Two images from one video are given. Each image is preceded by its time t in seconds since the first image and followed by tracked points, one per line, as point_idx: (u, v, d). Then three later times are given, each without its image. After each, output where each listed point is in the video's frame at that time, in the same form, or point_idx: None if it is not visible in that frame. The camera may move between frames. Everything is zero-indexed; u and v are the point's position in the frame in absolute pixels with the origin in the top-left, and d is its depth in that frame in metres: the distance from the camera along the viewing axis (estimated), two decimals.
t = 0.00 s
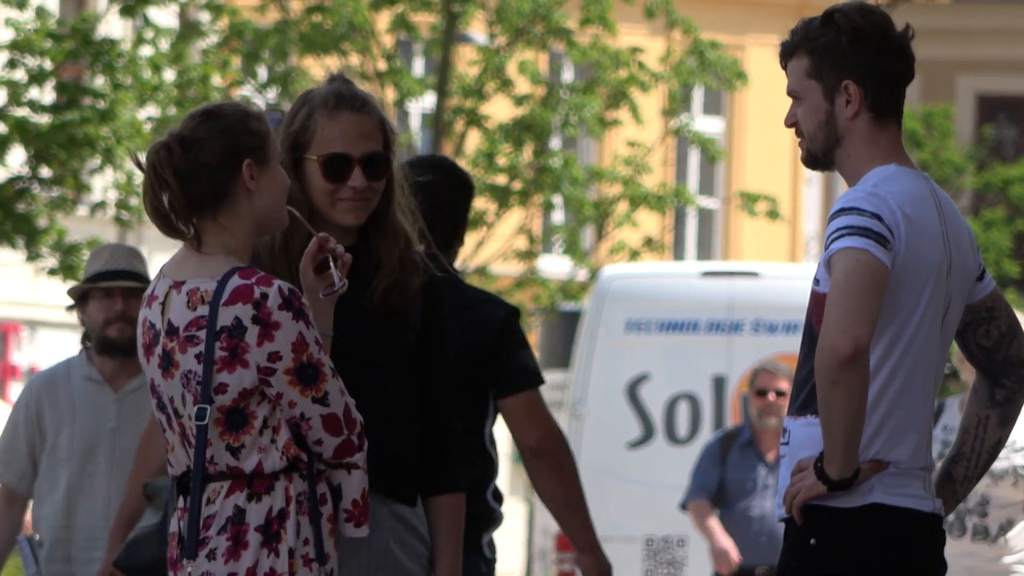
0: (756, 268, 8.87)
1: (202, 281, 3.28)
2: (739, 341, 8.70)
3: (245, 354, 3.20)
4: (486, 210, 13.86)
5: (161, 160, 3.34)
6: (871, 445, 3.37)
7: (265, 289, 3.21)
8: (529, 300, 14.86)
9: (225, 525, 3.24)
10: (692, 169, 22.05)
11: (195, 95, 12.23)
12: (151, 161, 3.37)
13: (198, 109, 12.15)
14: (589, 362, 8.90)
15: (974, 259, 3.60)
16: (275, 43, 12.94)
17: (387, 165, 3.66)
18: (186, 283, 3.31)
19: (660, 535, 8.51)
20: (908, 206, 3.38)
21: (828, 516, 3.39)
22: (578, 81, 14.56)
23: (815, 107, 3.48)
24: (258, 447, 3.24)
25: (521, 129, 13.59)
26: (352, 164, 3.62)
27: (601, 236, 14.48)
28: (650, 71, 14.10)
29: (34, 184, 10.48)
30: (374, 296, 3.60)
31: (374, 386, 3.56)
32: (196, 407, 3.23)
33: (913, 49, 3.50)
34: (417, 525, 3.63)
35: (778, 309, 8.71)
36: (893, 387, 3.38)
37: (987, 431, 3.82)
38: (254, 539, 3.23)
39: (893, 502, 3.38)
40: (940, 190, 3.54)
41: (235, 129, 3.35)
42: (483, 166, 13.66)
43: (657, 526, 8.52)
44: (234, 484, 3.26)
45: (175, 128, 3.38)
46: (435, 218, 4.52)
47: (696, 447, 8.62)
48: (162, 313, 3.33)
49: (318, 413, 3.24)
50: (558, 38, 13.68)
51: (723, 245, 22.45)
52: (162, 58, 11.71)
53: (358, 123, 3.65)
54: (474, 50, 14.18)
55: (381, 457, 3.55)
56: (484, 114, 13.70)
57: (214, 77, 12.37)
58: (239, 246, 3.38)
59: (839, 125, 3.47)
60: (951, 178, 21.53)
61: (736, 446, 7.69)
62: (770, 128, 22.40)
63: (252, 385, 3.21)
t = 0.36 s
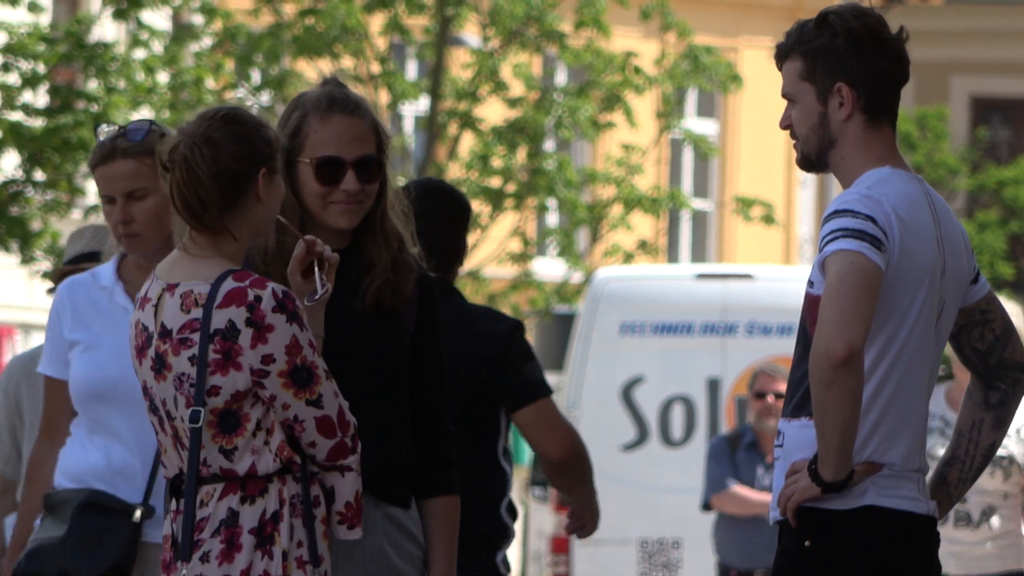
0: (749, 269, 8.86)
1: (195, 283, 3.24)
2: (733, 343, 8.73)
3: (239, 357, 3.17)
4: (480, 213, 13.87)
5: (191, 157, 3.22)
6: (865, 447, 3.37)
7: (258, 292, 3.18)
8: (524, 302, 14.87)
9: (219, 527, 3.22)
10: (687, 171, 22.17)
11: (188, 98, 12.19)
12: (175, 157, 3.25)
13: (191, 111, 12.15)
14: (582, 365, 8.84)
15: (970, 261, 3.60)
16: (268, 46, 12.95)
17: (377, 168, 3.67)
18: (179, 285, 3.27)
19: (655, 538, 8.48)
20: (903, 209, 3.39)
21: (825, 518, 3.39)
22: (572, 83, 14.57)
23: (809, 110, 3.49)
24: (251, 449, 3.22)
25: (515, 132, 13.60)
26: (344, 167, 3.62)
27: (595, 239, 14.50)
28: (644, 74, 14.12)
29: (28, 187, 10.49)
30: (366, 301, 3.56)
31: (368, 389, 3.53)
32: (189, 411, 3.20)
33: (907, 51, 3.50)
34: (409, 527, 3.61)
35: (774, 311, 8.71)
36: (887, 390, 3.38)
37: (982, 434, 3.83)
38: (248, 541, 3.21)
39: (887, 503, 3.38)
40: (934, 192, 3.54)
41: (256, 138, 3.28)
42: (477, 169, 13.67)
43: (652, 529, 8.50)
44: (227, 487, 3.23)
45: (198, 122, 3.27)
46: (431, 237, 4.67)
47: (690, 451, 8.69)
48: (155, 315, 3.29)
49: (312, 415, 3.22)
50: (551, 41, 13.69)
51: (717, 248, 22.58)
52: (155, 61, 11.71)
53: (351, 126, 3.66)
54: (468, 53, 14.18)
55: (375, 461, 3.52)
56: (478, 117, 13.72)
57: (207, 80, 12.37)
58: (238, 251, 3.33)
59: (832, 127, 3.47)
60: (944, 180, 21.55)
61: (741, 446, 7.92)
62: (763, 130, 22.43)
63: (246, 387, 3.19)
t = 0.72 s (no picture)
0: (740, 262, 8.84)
1: (185, 276, 3.21)
2: (724, 336, 8.76)
3: (229, 351, 3.15)
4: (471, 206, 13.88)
5: (206, 154, 3.19)
6: (857, 441, 3.38)
7: (248, 285, 3.16)
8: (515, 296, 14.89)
9: (210, 521, 3.19)
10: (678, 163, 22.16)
11: (180, 90, 12.17)
12: (188, 150, 3.21)
13: (183, 103, 12.14)
14: (574, 358, 8.89)
15: (962, 254, 3.61)
16: (260, 39, 12.94)
17: (367, 163, 3.66)
18: (169, 278, 3.23)
19: (646, 532, 8.52)
20: (894, 202, 3.39)
21: (816, 512, 3.40)
22: (563, 77, 14.56)
23: (799, 103, 3.49)
24: (243, 443, 3.20)
25: (506, 126, 13.61)
26: (335, 159, 3.62)
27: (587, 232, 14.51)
28: (636, 67, 14.10)
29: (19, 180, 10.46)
30: (356, 295, 3.56)
31: (360, 382, 3.53)
32: (179, 404, 3.18)
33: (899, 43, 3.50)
34: (402, 521, 3.59)
35: (765, 304, 8.72)
36: (879, 383, 3.38)
37: (974, 428, 3.83)
38: (239, 535, 3.18)
39: (880, 497, 3.38)
40: (926, 185, 3.54)
41: (264, 138, 3.25)
42: (468, 162, 13.67)
43: (643, 523, 8.53)
44: (218, 480, 3.20)
45: (205, 115, 3.23)
46: (443, 234, 4.66)
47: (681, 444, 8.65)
48: (144, 309, 3.26)
49: (302, 409, 3.20)
50: (543, 34, 13.67)
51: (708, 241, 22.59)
52: (147, 54, 11.70)
53: (344, 120, 3.66)
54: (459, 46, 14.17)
55: (366, 454, 3.51)
56: (469, 110, 13.73)
57: (199, 72, 12.37)
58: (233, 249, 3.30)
59: (823, 121, 3.48)
60: (936, 173, 21.58)
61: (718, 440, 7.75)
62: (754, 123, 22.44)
63: (236, 381, 3.17)
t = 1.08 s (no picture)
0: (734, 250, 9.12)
1: (179, 265, 3.15)
2: (717, 325, 9.02)
3: (222, 340, 3.10)
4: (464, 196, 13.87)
5: (208, 143, 3.16)
6: (851, 430, 3.39)
7: (242, 274, 3.11)
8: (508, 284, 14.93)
9: (202, 510, 3.13)
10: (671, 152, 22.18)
11: (174, 79, 12.16)
12: (189, 140, 3.17)
13: (176, 92, 12.14)
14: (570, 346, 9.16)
15: (956, 243, 3.63)
16: (253, 28, 12.93)
17: (360, 151, 3.65)
18: (162, 266, 3.17)
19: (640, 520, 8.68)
20: (888, 191, 3.40)
21: (808, 500, 3.41)
22: (557, 65, 14.57)
23: (793, 92, 3.50)
24: (237, 432, 3.13)
25: (499, 115, 13.63)
26: (327, 148, 3.61)
27: (580, 220, 14.53)
28: (629, 56, 14.11)
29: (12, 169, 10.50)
30: (348, 283, 3.55)
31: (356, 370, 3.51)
32: (172, 392, 3.13)
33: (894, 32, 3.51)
34: (395, 509, 3.59)
35: (757, 294, 8.98)
36: (873, 372, 3.40)
37: (968, 416, 3.85)
38: (231, 524, 3.12)
39: (874, 485, 3.40)
40: (919, 173, 3.56)
41: (262, 128, 3.22)
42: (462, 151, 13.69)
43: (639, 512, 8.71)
44: (210, 469, 3.14)
45: (206, 105, 3.20)
46: (473, 213, 4.69)
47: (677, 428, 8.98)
48: (137, 296, 3.18)
49: (295, 398, 3.14)
50: (537, 23, 13.66)
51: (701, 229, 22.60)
52: (141, 43, 11.68)
53: (335, 107, 3.65)
54: (453, 34, 14.17)
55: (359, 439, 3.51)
56: (462, 98, 13.74)
57: (192, 62, 12.35)
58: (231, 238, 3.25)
59: (818, 110, 3.48)
60: (929, 161, 21.60)
61: (678, 426, 7.85)
62: (746, 112, 22.47)
63: (229, 370, 3.11)
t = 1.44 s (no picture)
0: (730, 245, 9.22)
1: (175, 259, 3.14)
2: (713, 318, 9.18)
3: (219, 334, 3.08)
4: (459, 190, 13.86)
5: (211, 138, 3.12)
6: (848, 423, 3.39)
7: (239, 270, 3.09)
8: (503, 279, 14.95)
9: (198, 504, 3.11)
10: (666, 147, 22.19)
11: (170, 75, 12.15)
12: (191, 135, 3.13)
13: (172, 87, 12.14)
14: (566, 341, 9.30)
15: (952, 237, 3.63)
16: (249, 22, 12.93)
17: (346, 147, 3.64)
18: (159, 260, 3.15)
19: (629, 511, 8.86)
20: (884, 185, 3.40)
21: (803, 494, 3.42)
22: (552, 60, 14.57)
23: (788, 87, 3.50)
24: (232, 427, 3.12)
25: (495, 109, 13.62)
26: (309, 144, 3.60)
27: (576, 215, 14.54)
28: (624, 50, 14.12)
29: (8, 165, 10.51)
30: (340, 283, 3.49)
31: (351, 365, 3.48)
32: (169, 387, 3.12)
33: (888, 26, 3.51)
34: (390, 503, 3.52)
35: (753, 288, 9.12)
36: (869, 366, 3.40)
37: (964, 411, 3.84)
38: (227, 518, 3.10)
39: (870, 480, 3.40)
40: (915, 167, 3.56)
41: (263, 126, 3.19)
42: (458, 146, 13.69)
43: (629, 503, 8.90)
44: (206, 463, 3.12)
45: (206, 99, 3.15)
46: (457, 225, 4.70)
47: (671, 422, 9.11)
48: (134, 291, 3.17)
49: (291, 393, 3.12)
50: (533, 18, 13.65)
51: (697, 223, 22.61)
52: (137, 37, 11.66)
53: (321, 103, 3.63)
54: (449, 28, 14.16)
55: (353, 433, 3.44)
56: (458, 93, 13.75)
57: (187, 56, 12.35)
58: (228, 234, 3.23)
59: (812, 105, 3.48)
60: (925, 156, 21.61)
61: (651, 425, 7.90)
62: (742, 107, 22.48)
63: (226, 365, 3.09)
